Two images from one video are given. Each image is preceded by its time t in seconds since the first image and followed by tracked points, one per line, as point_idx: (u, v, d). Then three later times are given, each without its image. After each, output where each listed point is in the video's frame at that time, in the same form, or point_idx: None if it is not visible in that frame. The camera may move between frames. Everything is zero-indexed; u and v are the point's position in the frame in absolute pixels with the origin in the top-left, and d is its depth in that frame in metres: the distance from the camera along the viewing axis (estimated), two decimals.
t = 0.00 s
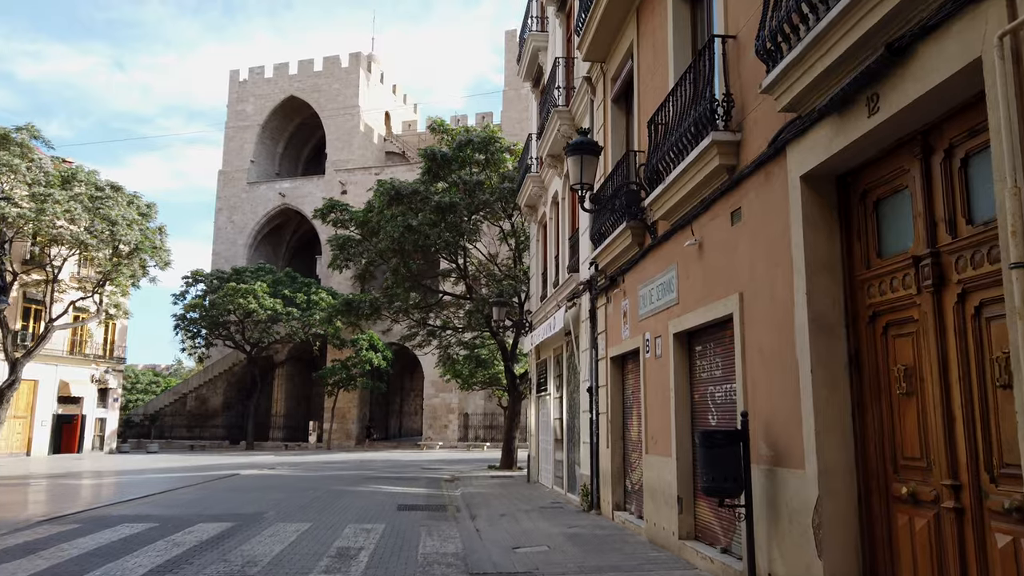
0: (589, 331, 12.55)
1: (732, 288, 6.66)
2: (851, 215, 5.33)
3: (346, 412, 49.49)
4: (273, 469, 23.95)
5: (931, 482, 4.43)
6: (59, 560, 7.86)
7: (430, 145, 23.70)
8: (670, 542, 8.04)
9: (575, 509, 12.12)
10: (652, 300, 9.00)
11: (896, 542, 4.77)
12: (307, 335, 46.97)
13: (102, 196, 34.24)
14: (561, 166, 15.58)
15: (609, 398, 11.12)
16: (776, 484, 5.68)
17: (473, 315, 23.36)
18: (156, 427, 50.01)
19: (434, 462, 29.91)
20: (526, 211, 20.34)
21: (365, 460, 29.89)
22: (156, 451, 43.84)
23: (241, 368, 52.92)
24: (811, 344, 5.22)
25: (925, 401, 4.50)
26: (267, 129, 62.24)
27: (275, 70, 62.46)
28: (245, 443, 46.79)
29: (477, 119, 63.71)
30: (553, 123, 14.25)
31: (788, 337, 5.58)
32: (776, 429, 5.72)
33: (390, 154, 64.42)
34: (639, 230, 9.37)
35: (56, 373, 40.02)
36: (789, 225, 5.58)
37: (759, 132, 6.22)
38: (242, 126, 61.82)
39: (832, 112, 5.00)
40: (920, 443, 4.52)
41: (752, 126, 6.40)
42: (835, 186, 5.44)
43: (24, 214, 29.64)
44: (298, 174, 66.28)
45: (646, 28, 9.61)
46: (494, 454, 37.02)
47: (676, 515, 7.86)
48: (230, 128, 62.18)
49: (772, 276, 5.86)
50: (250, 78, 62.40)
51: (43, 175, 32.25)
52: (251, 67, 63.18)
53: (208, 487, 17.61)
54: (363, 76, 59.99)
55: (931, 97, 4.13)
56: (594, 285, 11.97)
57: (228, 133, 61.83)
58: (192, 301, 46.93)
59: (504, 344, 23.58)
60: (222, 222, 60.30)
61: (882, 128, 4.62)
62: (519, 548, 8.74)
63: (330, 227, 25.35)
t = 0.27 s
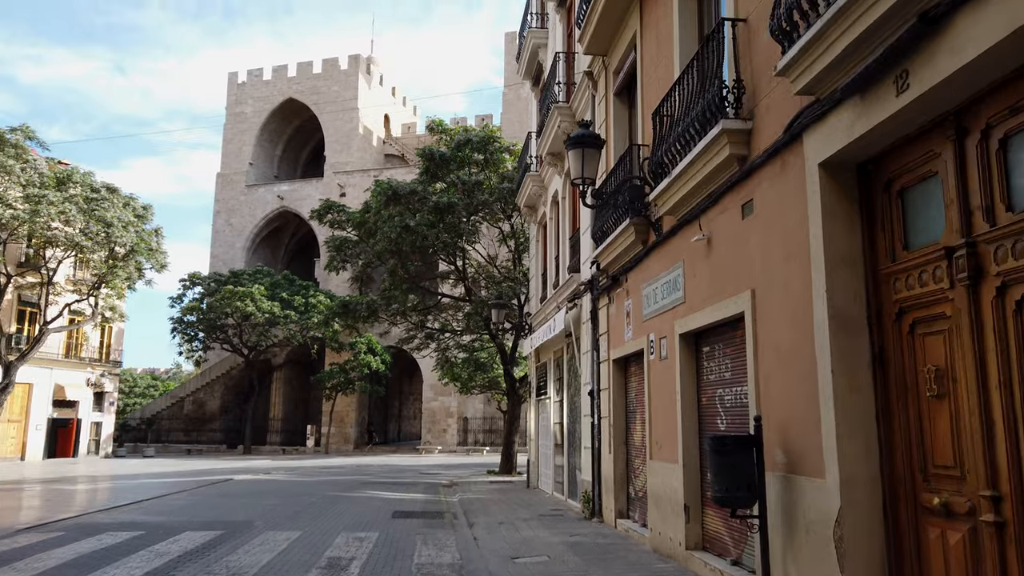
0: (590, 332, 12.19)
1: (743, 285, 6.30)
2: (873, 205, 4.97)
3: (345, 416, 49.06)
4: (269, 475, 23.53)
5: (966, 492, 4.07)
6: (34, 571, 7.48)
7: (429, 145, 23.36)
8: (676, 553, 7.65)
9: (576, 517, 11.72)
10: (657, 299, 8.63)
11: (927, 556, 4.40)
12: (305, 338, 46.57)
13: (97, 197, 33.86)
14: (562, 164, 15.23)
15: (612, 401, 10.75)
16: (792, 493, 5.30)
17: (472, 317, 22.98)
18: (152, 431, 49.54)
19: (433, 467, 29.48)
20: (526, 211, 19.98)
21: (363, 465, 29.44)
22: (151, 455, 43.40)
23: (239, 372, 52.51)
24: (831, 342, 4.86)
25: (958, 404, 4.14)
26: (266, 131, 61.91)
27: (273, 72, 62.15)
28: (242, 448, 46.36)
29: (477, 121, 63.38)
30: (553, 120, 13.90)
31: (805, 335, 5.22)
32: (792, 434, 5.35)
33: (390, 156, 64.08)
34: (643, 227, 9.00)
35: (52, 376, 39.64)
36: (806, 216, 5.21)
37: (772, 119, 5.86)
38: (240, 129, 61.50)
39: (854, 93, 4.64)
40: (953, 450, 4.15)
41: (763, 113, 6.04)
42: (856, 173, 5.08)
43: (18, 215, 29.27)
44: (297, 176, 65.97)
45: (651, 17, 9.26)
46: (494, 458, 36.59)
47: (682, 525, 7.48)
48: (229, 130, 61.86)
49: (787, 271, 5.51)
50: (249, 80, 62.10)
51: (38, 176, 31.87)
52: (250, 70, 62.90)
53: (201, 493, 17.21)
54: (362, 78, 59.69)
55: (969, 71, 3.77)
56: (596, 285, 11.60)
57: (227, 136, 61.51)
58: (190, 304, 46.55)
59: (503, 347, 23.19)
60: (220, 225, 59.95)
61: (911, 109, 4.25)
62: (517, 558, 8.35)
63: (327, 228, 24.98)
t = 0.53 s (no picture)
0: (594, 333, 11.81)
1: (762, 279, 5.91)
2: (907, 190, 4.59)
3: (344, 420, 48.65)
4: (266, 479, 23.13)
5: (1017, 501, 3.67)
6: None
7: (429, 145, 23.01)
8: (687, 563, 7.26)
9: (580, 524, 11.32)
10: (666, 296, 8.25)
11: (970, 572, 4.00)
12: (304, 341, 46.18)
13: (94, 198, 33.48)
14: (564, 162, 14.88)
15: (618, 404, 10.35)
16: (818, 501, 4.90)
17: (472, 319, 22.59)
18: (150, 435, 49.09)
19: (432, 472, 29.08)
20: (528, 211, 19.61)
21: (361, 469, 29.04)
22: (149, 459, 42.97)
23: (237, 375, 52.11)
24: (862, 338, 4.47)
25: (1008, 404, 3.75)
26: (265, 133, 61.61)
27: (273, 74, 61.87)
28: (240, 452, 45.93)
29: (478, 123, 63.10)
30: (557, 116, 13.54)
31: (832, 331, 4.83)
32: (817, 437, 4.97)
33: (390, 159, 63.79)
34: (652, 222, 8.62)
35: (48, 379, 39.25)
36: (834, 203, 4.83)
37: (793, 102, 5.49)
38: (240, 131, 61.19)
39: (888, 68, 4.27)
40: (1001, 455, 3.76)
41: (783, 96, 5.67)
42: (889, 157, 4.70)
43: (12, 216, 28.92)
44: (296, 179, 65.69)
45: (659, 3, 8.89)
46: (494, 463, 36.19)
47: (694, 534, 7.09)
48: (228, 132, 61.56)
49: (811, 262, 5.12)
50: (249, 82, 61.81)
51: (34, 176, 31.49)
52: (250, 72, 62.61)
53: (195, 499, 16.82)
54: (362, 80, 59.43)
55: None
56: (601, 284, 11.22)
57: (226, 138, 61.21)
58: (188, 307, 46.17)
59: (503, 350, 22.81)
60: (219, 227, 59.61)
61: (954, 81, 3.88)
62: (520, 568, 7.96)
63: (325, 229, 24.62)
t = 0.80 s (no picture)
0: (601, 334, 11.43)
1: (788, 273, 5.54)
2: (954, 174, 4.22)
3: (343, 424, 48.23)
4: (263, 484, 22.72)
5: None
6: None
7: (430, 143, 22.67)
8: None
9: (587, 531, 10.93)
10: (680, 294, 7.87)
11: None
12: (304, 344, 45.78)
13: (91, 199, 33.11)
14: (569, 160, 14.54)
15: (627, 407, 9.98)
16: (854, 511, 4.53)
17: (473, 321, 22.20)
18: (148, 438, 48.64)
19: (432, 476, 28.68)
20: (531, 210, 19.25)
21: (360, 474, 28.64)
22: (146, 462, 42.53)
23: (236, 378, 51.72)
24: (906, 334, 4.09)
25: None
26: (265, 135, 61.32)
27: (273, 76, 61.60)
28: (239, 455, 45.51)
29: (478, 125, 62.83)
30: (562, 111, 13.18)
31: (870, 327, 4.46)
32: (852, 441, 4.60)
33: (390, 161, 63.51)
34: (665, 216, 8.26)
35: (45, 382, 38.89)
36: (872, 188, 4.46)
37: (823, 83, 5.13)
38: (240, 132, 60.89)
39: (937, 39, 3.91)
40: None
41: (812, 77, 5.31)
42: (932, 138, 4.33)
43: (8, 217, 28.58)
44: (296, 181, 65.42)
45: None
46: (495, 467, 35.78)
47: (711, 544, 6.71)
48: (228, 134, 61.27)
49: (845, 253, 4.75)
50: (249, 84, 61.55)
51: (31, 176, 31.13)
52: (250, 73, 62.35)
53: (191, 504, 16.42)
54: (362, 82, 59.17)
55: None
56: (608, 282, 10.85)
57: (226, 139, 60.92)
58: (186, 309, 45.82)
59: (506, 352, 22.42)
60: (218, 229, 59.28)
61: (1015, 50, 3.52)
62: None
63: (325, 229, 24.26)
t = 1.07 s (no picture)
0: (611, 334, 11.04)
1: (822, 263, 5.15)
2: (1015, 149, 3.85)
3: (343, 428, 47.78)
4: (262, 488, 22.26)
5: None
6: None
7: (432, 142, 22.32)
8: None
9: (596, 539, 10.52)
10: (698, 289, 7.50)
11: None
12: (303, 347, 45.35)
13: (89, 199, 32.74)
14: (576, 156, 14.16)
15: (638, 410, 9.59)
16: (902, 519, 4.14)
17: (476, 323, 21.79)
18: (146, 442, 48.15)
19: (434, 481, 28.23)
20: (535, 209, 18.86)
21: (361, 478, 28.18)
22: (144, 466, 42.06)
23: (236, 382, 51.28)
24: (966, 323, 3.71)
25: None
26: (265, 137, 61.00)
27: (273, 77, 61.32)
28: (238, 459, 45.05)
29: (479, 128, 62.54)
30: (569, 104, 12.80)
31: (921, 317, 4.07)
32: (899, 443, 4.21)
33: (391, 163, 63.17)
34: (681, 209, 7.88)
35: (42, 385, 38.48)
36: (923, 166, 4.08)
37: (863, 58, 4.76)
38: (239, 134, 60.58)
39: None
40: None
41: (850, 53, 4.93)
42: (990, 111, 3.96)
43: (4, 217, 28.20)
44: (296, 183, 65.11)
45: None
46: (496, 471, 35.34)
47: (735, 553, 6.33)
48: (228, 136, 60.96)
49: (891, 240, 4.37)
50: (249, 86, 61.26)
51: (28, 176, 30.74)
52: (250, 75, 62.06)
53: (187, 509, 15.98)
54: (363, 84, 58.90)
55: None
56: (618, 280, 10.47)
57: (226, 142, 60.61)
58: (186, 311, 45.44)
59: (509, 354, 22.00)
60: (218, 231, 58.92)
61: None
62: None
63: (325, 229, 23.88)
